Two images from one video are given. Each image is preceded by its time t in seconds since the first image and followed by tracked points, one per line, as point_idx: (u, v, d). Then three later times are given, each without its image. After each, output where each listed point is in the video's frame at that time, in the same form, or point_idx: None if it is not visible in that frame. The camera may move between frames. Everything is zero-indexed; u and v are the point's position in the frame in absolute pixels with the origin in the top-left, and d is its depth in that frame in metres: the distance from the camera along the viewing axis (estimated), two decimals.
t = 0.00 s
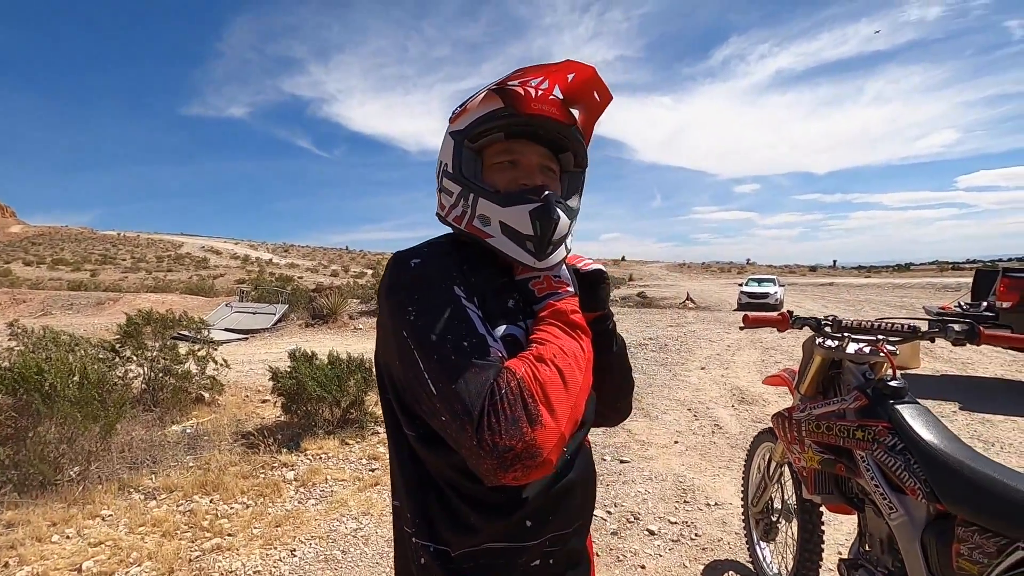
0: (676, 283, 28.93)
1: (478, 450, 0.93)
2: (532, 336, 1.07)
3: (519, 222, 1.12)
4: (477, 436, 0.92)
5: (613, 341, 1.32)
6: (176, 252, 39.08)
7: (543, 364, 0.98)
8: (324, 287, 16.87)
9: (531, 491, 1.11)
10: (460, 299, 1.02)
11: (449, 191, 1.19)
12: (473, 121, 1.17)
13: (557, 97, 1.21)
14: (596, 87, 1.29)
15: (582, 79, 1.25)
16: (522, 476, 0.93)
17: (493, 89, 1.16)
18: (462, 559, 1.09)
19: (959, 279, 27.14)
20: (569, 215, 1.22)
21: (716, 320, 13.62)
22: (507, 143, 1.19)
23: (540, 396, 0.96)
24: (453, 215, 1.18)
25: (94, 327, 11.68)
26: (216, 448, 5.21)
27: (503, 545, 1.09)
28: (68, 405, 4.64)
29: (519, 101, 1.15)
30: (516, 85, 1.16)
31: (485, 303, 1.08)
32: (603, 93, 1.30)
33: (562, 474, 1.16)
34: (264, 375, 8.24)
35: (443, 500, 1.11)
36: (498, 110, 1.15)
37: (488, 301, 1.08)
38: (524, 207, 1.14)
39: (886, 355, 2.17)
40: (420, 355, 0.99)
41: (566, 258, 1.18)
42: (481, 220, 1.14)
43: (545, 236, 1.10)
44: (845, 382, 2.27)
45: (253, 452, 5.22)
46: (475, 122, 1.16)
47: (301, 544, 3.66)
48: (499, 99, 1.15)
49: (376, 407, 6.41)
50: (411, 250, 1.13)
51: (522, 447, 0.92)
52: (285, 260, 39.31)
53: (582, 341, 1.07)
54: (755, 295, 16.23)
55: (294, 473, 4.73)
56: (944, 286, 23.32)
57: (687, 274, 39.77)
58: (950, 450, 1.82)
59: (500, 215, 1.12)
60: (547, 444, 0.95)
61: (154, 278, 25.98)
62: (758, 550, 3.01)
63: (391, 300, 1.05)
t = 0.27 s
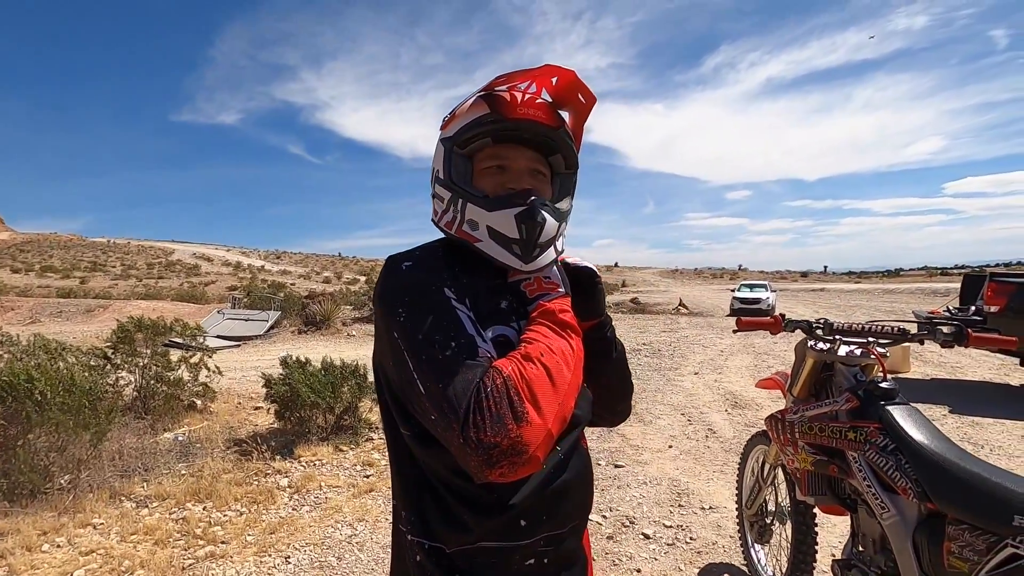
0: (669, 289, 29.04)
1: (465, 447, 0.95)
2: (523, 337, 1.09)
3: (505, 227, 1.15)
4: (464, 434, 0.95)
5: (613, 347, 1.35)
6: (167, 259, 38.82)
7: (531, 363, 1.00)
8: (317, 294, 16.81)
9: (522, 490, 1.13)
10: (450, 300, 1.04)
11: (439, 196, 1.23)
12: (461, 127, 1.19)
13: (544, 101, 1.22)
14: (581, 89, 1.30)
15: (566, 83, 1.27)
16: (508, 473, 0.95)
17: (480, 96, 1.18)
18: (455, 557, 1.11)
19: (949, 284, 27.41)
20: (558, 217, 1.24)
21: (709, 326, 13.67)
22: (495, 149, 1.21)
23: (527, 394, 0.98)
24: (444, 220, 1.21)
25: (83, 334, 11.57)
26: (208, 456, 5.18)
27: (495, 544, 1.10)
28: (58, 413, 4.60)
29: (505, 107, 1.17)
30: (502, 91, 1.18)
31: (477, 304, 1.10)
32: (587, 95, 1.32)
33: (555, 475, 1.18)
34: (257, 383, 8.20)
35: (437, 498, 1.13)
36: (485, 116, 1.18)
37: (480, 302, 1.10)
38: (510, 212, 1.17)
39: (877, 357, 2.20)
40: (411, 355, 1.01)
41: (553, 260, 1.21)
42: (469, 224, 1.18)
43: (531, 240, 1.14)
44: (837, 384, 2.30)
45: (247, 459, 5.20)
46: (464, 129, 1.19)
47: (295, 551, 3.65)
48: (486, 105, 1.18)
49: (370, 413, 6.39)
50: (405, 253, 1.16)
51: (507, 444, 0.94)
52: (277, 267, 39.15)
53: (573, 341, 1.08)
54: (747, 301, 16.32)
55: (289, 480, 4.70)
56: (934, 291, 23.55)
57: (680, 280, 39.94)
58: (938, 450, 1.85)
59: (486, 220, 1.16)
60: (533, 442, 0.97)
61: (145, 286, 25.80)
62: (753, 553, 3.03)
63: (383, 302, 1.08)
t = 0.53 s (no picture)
0: (660, 293, 29.15)
1: (464, 444, 0.95)
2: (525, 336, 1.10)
3: (505, 227, 1.16)
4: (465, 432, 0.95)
5: (627, 325, 1.36)
6: (157, 264, 38.51)
7: (531, 361, 1.00)
8: (309, 299, 16.73)
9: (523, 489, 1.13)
10: (451, 299, 1.04)
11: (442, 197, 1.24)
12: (464, 129, 1.21)
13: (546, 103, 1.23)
14: (582, 92, 1.31)
15: (567, 85, 1.27)
16: (508, 470, 0.95)
17: (483, 98, 1.19)
18: (457, 555, 1.11)
19: (937, 288, 27.68)
20: (558, 218, 1.25)
21: (702, 330, 13.73)
22: (496, 150, 1.22)
23: (527, 392, 0.98)
24: (447, 221, 1.22)
25: (72, 340, 11.45)
26: (201, 462, 5.13)
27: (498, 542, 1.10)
28: (50, 420, 4.56)
29: (506, 108, 1.18)
30: (503, 92, 1.19)
31: (478, 303, 1.11)
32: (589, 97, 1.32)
33: (558, 473, 1.18)
34: (249, 388, 8.14)
35: (440, 496, 1.13)
36: (487, 118, 1.19)
37: (481, 301, 1.10)
38: (510, 212, 1.17)
39: (872, 358, 2.23)
40: (412, 353, 1.02)
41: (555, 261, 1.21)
42: (470, 225, 1.19)
43: (530, 241, 1.14)
44: (834, 385, 2.32)
45: (240, 464, 5.15)
46: (466, 130, 1.20)
47: (291, 556, 3.62)
48: (488, 107, 1.19)
49: (364, 417, 6.36)
50: (407, 254, 1.16)
51: (507, 441, 0.94)
52: (268, 272, 38.93)
53: (573, 340, 1.09)
54: (739, 304, 16.41)
55: (283, 485, 4.67)
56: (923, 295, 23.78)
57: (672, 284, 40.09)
58: (933, 449, 1.87)
59: (486, 221, 1.16)
60: (532, 440, 0.97)
61: (134, 290, 25.56)
62: (750, 554, 3.04)
63: (385, 301, 1.08)
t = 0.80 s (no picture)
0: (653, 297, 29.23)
1: (465, 454, 0.95)
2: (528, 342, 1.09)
3: (515, 232, 1.16)
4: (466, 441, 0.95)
5: (632, 333, 1.36)
6: (147, 269, 38.19)
7: (532, 369, 1.00)
8: (302, 303, 16.64)
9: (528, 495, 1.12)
10: (454, 306, 1.04)
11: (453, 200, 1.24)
12: (476, 133, 1.20)
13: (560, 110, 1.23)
14: (597, 99, 1.31)
15: (582, 93, 1.27)
16: (508, 480, 0.94)
17: (496, 103, 1.18)
18: (463, 562, 1.10)
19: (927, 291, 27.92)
20: (570, 225, 1.25)
21: (695, 333, 13.77)
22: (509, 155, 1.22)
23: (527, 401, 0.97)
24: (457, 224, 1.22)
25: (62, 346, 11.33)
26: (194, 468, 5.08)
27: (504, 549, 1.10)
28: (40, 426, 4.52)
29: (520, 114, 1.17)
30: (517, 97, 1.19)
31: (482, 309, 1.10)
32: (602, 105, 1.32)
33: (563, 479, 1.17)
34: (242, 394, 8.07)
35: (446, 502, 1.13)
36: (501, 123, 1.18)
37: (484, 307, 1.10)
38: (520, 218, 1.17)
39: (871, 361, 2.24)
40: (415, 361, 1.01)
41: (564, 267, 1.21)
42: (481, 229, 1.19)
43: (542, 246, 1.15)
44: (832, 388, 2.33)
45: (234, 471, 5.11)
46: (479, 134, 1.20)
47: (286, 564, 3.59)
48: (501, 111, 1.18)
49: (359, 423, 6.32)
50: (411, 260, 1.16)
51: (506, 451, 0.94)
52: (260, 276, 38.73)
53: (574, 347, 1.08)
54: (732, 308, 16.48)
55: (278, 492, 4.63)
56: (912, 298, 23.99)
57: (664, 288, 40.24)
58: (932, 452, 1.87)
59: (497, 225, 1.16)
60: (533, 450, 0.96)
61: (125, 296, 25.34)
62: (749, 558, 3.04)
63: (389, 309, 1.08)
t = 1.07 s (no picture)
0: (646, 301, 29.29)
1: (464, 460, 0.93)
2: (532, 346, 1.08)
3: (521, 234, 1.14)
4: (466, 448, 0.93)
5: (638, 337, 1.35)
6: (137, 274, 37.88)
7: (533, 375, 0.98)
8: (295, 308, 16.55)
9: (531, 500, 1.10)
10: (456, 309, 1.02)
11: (457, 202, 1.22)
12: (482, 134, 1.19)
13: (565, 110, 1.22)
14: (603, 100, 1.29)
15: (588, 93, 1.26)
16: (507, 488, 0.92)
17: (501, 103, 1.17)
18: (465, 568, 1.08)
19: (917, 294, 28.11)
20: (575, 226, 1.23)
21: (689, 337, 13.79)
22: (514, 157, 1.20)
23: (529, 406, 0.95)
24: (461, 226, 1.20)
25: (51, 351, 11.19)
26: (185, 475, 5.01)
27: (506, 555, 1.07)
28: (28, 432, 4.49)
29: (526, 115, 1.16)
30: (522, 98, 1.17)
31: (484, 311, 1.08)
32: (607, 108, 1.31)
33: (567, 484, 1.15)
34: (234, 399, 8.00)
35: (446, 507, 1.11)
36: (506, 124, 1.16)
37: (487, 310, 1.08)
38: (525, 220, 1.15)
39: (869, 363, 2.25)
40: (416, 364, 0.99)
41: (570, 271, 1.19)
42: (486, 231, 1.16)
43: (548, 249, 1.12)
44: (830, 391, 2.32)
45: (226, 477, 5.05)
46: (484, 135, 1.18)
47: (280, 571, 3.54)
48: (507, 112, 1.16)
49: (353, 428, 6.27)
50: (413, 261, 1.14)
51: (506, 458, 0.92)
52: (252, 281, 38.50)
53: (576, 352, 1.06)
54: (725, 311, 16.53)
55: (271, 498, 4.58)
56: (903, 301, 24.16)
57: (658, 291, 40.34)
58: (931, 454, 1.87)
59: (502, 227, 1.14)
60: (533, 456, 0.94)
61: (115, 300, 25.13)
62: (747, 562, 3.02)
63: (389, 311, 1.06)
